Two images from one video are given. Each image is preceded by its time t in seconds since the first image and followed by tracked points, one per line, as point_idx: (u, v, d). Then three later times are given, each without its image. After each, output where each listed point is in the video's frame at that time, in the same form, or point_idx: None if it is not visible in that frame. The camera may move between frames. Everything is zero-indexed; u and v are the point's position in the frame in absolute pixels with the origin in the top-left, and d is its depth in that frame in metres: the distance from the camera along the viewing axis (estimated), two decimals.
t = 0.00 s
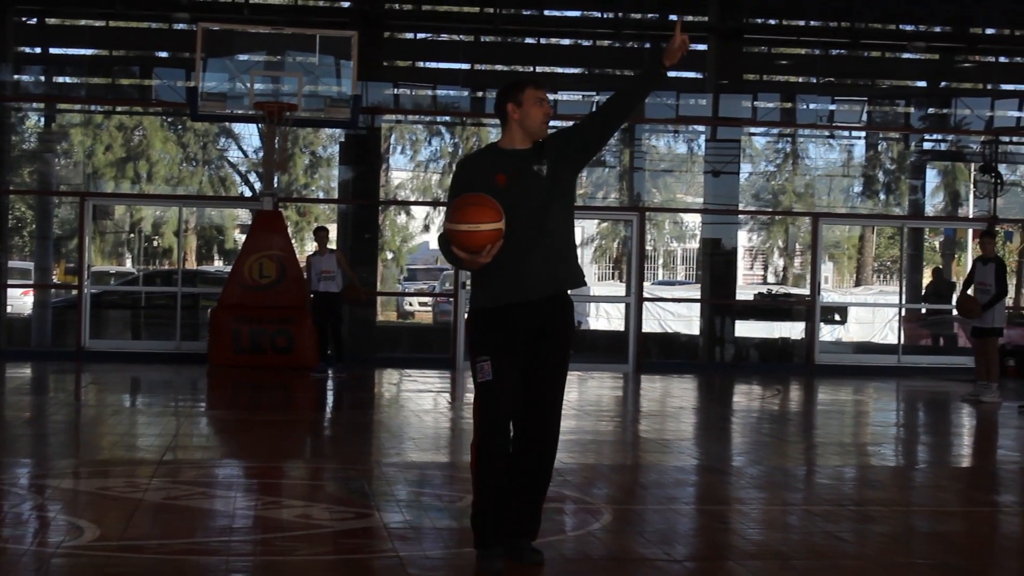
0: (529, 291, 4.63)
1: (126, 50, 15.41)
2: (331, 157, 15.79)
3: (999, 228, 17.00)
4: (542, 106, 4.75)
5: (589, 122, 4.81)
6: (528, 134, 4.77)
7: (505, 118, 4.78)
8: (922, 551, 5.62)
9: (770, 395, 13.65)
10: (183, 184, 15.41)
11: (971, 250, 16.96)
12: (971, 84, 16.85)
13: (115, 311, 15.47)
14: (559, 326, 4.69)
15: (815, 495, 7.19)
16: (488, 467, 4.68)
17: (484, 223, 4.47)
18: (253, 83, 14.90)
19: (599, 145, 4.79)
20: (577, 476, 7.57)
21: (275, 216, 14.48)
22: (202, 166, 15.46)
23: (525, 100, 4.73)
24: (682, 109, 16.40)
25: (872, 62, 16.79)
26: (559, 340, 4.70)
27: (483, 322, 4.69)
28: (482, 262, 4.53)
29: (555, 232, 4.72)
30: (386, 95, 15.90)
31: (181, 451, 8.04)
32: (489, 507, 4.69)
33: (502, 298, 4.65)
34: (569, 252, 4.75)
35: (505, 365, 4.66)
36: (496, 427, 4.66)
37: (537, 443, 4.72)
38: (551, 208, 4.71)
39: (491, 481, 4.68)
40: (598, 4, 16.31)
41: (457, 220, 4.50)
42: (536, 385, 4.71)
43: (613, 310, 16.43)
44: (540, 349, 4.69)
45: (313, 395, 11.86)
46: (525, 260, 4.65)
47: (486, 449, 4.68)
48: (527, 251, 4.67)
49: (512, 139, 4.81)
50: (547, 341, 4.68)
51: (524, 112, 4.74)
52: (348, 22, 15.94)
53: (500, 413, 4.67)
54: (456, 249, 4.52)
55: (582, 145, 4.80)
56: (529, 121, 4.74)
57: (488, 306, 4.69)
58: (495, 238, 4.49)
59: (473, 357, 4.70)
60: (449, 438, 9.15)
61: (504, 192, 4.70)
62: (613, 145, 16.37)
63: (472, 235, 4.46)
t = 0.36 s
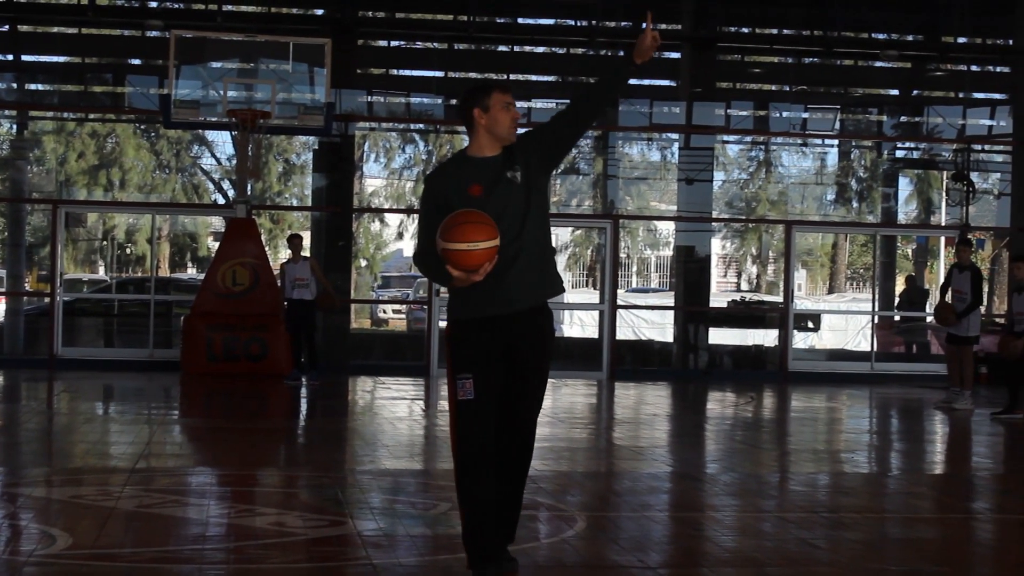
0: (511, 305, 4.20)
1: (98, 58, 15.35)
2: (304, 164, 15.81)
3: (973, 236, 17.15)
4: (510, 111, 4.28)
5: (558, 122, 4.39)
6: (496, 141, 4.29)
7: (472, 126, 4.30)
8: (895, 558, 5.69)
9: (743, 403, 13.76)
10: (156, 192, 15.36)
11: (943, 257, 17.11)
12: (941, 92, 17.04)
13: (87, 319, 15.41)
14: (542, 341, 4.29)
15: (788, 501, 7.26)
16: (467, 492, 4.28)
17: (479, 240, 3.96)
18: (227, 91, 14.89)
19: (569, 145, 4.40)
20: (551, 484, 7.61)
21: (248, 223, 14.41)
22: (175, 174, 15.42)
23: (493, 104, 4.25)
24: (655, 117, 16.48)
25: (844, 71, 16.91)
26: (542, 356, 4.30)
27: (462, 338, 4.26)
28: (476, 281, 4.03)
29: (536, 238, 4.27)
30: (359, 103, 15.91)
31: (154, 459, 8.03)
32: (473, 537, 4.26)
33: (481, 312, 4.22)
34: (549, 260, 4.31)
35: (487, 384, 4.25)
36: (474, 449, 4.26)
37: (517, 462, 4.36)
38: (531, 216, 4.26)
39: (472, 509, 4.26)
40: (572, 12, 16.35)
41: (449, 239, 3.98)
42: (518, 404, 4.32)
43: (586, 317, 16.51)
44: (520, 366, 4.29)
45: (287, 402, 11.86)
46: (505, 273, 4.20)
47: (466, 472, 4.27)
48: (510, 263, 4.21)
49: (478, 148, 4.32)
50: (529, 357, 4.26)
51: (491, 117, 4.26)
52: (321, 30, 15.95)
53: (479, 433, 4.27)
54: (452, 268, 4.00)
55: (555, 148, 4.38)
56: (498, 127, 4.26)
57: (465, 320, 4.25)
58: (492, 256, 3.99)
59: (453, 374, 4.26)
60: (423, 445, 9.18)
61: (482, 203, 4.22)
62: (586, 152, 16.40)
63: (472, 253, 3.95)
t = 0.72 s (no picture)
0: (484, 300, 4.01)
1: (79, 56, 15.30)
2: (284, 163, 15.82)
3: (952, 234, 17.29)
4: (483, 100, 4.10)
5: (532, 110, 4.20)
6: (469, 131, 4.10)
7: (444, 117, 4.11)
8: (874, 556, 5.74)
9: (723, 401, 13.83)
10: (135, 190, 15.34)
11: (923, 256, 17.22)
12: (921, 91, 17.13)
13: (66, 318, 15.34)
14: (518, 335, 4.06)
15: (769, 500, 7.31)
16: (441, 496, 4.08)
17: (458, 231, 3.77)
18: (207, 89, 14.83)
19: (546, 134, 4.20)
20: (533, 482, 7.64)
21: (229, 222, 14.40)
22: (155, 172, 15.38)
23: (466, 93, 4.08)
24: (636, 116, 16.53)
25: (824, 70, 16.98)
26: (518, 350, 4.06)
27: (433, 336, 4.06)
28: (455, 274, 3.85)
29: (512, 230, 4.08)
30: (340, 102, 15.91)
31: (134, 458, 8.01)
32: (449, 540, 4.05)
33: (453, 309, 4.02)
34: (525, 253, 4.12)
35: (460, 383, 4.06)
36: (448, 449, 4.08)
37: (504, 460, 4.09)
38: (506, 207, 4.07)
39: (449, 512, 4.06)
40: (552, 11, 16.36)
41: (427, 230, 3.79)
42: (496, 402, 4.09)
43: (567, 316, 16.56)
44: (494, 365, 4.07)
45: (267, 401, 11.84)
46: (479, 267, 4.01)
47: (441, 477, 4.08)
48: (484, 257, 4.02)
49: (452, 138, 4.13)
50: (504, 355, 4.04)
51: (465, 106, 4.08)
52: (300, 28, 15.92)
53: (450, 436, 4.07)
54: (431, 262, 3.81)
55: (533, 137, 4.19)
56: (471, 117, 4.08)
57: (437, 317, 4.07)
58: (473, 248, 3.81)
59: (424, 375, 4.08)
60: (404, 444, 9.17)
61: (456, 195, 4.05)
62: (566, 150, 16.42)
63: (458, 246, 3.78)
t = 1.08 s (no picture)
0: (462, 302, 3.72)
1: (64, 50, 15.26)
2: (270, 158, 15.78)
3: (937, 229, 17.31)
4: (474, 96, 3.81)
5: (529, 106, 3.91)
6: (457, 126, 3.81)
7: (433, 111, 3.83)
8: (860, 550, 5.78)
9: (710, 395, 13.88)
10: (121, 185, 15.29)
11: (909, 251, 17.24)
12: (907, 86, 17.20)
13: (52, 312, 15.33)
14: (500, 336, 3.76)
15: (756, 494, 7.34)
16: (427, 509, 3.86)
17: (434, 231, 3.53)
18: (193, 83, 14.77)
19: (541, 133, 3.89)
20: (520, 477, 7.66)
21: (215, 216, 14.38)
22: (141, 167, 15.34)
23: (456, 87, 3.78)
24: (622, 111, 16.55)
25: (810, 64, 17.03)
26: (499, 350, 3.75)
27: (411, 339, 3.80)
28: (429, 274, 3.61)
29: (496, 229, 3.78)
30: (326, 96, 15.90)
31: (120, 453, 8.00)
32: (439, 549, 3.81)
33: (427, 313, 3.75)
34: (513, 255, 3.81)
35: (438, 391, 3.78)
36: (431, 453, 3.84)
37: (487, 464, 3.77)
38: (491, 205, 3.77)
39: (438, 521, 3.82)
40: (538, 7, 16.41)
41: (401, 226, 3.57)
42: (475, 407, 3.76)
43: (553, 311, 16.60)
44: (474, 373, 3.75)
45: (254, 396, 11.83)
46: (459, 266, 3.73)
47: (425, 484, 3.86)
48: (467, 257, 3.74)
49: (439, 132, 3.84)
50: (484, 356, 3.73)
51: (454, 100, 3.78)
52: (287, 23, 15.87)
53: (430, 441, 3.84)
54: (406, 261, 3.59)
55: (524, 136, 3.88)
56: (460, 110, 3.78)
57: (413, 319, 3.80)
58: (448, 247, 3.57)
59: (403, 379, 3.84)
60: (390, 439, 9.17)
61: (438, 191, 3.77)
62: (553, 145, 16.45)
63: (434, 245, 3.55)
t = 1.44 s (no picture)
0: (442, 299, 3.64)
1: (57, 48, 15.23)
2: (263, 155, 15.76)
3: (930, 227, 17.35)
4: (486, 92, 3.73)
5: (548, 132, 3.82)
6: (460, 115, 3.73)
7: (442, 98, 3.76)
8: (854, 548, 5.80)
9: (703, 393, 13.89)
10: (114, 183, 15.26)
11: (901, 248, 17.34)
12: (899, 84, 17.25)
13: (45, 310, 15.32)
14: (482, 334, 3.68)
15: (749, 492, 7.36)
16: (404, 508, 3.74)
17: (416, 207, 3.48)
18: (185, 81, 14.78)
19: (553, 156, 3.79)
20: (513, 475, 7.66)
21: (207, 214, 14.36)
22: (134, 164, 15.31)
23: (468, 78, 3.70)
24: (615, 109, 16.56)
25: (803, 62, 17.07)
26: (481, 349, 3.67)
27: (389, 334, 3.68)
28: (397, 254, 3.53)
29: (478, 230, 3.68)
30: (319, 94, 15.89)
31: (113, 451, 7.99)
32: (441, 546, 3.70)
33: (408, 307, 3.65)
34: (494, 256, 3.72)
35: (415, 389, 3.63)
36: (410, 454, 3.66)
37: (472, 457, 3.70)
38: (477, 205, 3.68)
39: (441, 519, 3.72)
40: (531, 5, 16.49)
41: (384, 200, 3.52)
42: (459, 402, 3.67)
43: (546, 309, 16.56)
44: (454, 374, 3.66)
45: (248, 394, 11.82)
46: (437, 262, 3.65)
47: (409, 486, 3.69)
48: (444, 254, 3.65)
49: (442, 117, 3.78)
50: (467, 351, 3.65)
51: (462, 91, 3.71)
52: (280, 20, 15.85)
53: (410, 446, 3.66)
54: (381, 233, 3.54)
55: (527, 142, 3.80)
56: (466, 101, 3.70)
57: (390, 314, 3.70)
58: (424, 231, 3.51)
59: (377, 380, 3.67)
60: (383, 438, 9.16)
61: (425, 177, 3.67)
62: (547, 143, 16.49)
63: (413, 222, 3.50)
